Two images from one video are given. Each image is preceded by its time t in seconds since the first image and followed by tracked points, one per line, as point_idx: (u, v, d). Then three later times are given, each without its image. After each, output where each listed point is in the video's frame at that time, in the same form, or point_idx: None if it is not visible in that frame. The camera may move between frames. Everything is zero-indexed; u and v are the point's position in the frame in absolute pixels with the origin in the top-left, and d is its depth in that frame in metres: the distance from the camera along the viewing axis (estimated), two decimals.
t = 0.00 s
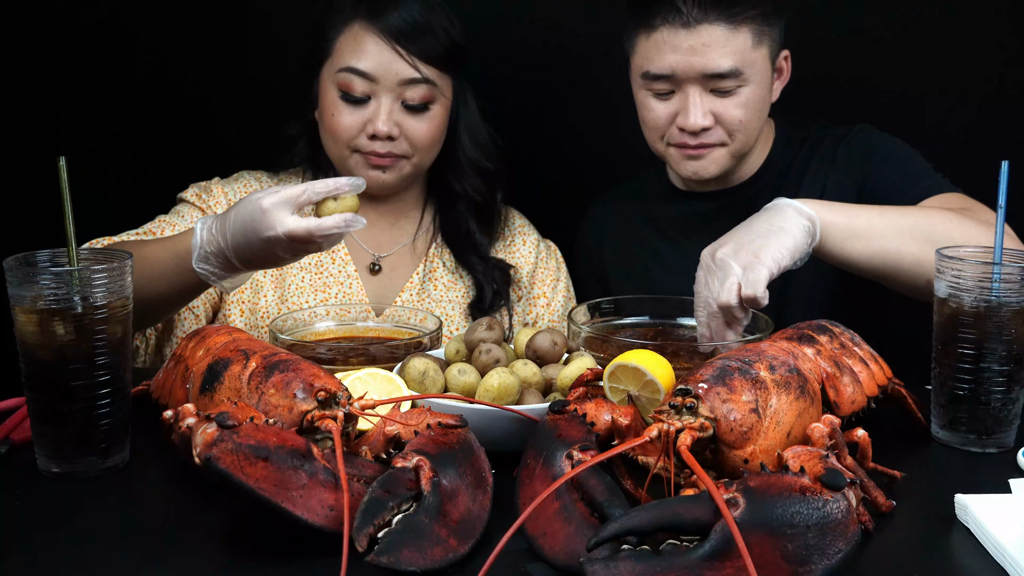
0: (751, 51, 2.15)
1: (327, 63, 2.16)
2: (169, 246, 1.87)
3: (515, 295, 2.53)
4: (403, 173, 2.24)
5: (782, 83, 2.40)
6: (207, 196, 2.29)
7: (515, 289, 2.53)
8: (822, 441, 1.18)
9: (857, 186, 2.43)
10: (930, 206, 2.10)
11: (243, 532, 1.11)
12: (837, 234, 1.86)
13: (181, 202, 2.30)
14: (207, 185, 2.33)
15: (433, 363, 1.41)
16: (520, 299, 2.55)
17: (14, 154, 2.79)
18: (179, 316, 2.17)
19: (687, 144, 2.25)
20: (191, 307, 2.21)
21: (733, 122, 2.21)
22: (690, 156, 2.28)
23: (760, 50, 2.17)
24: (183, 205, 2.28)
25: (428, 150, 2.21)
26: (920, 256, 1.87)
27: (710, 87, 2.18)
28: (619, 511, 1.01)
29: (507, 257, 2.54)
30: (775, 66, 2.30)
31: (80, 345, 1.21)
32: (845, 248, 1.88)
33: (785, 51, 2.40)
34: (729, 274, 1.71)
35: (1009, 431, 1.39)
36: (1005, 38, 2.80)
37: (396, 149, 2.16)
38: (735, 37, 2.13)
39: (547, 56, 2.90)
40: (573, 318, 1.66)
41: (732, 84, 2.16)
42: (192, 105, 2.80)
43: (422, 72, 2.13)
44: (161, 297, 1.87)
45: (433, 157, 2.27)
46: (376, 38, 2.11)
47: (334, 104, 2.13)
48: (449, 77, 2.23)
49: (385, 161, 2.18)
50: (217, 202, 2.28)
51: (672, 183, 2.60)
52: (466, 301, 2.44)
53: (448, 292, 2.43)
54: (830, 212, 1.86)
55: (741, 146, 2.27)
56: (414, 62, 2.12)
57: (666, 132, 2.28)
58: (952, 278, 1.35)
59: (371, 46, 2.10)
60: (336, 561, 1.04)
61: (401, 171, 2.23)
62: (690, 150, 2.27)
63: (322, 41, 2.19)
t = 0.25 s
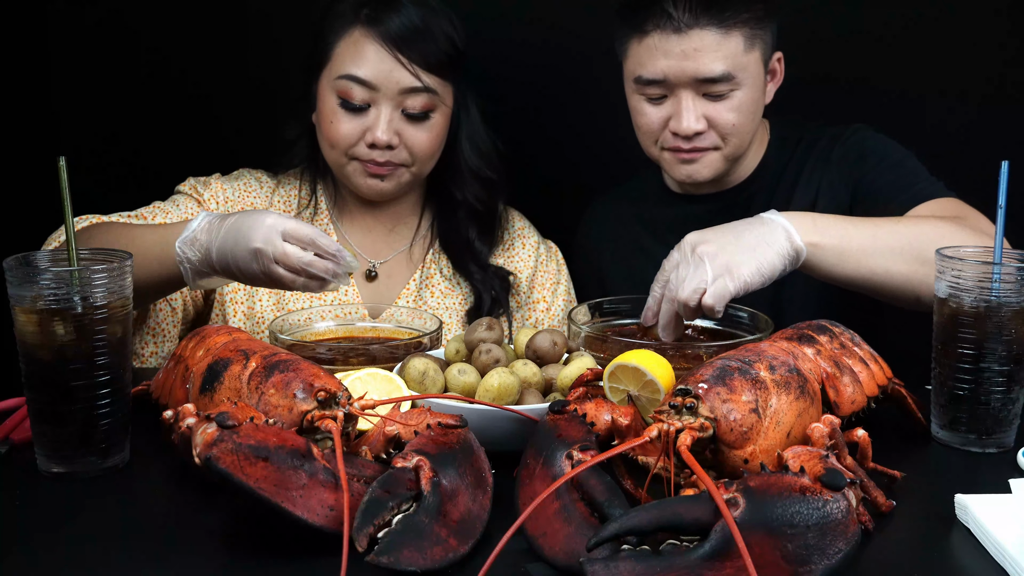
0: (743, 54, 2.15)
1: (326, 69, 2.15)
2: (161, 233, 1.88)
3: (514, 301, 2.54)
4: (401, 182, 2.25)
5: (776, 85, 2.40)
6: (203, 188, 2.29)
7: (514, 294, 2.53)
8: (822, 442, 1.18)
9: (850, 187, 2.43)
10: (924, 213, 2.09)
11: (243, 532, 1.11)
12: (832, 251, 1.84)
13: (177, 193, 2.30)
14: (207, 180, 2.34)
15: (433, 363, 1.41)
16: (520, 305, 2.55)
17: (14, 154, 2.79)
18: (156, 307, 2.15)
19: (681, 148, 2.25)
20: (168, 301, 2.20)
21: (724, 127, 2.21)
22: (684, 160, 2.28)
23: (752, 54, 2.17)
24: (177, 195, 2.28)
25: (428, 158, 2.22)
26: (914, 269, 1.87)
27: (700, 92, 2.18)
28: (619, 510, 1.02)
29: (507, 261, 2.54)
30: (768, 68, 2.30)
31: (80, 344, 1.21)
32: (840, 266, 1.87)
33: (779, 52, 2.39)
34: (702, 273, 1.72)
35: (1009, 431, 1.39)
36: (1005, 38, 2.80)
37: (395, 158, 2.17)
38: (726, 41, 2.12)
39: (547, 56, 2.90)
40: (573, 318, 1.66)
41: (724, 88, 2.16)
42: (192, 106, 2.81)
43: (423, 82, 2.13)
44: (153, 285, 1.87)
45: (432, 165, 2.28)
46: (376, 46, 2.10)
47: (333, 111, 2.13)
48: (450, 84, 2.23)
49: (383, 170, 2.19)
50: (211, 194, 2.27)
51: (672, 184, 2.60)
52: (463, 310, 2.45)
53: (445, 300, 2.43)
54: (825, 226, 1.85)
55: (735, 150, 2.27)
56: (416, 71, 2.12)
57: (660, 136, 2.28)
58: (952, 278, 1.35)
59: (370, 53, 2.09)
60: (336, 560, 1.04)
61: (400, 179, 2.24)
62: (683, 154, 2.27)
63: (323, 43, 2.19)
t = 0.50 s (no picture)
0: (739, 56, 2.16)
1: (325, 75, 2.15)
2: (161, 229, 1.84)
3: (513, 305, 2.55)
4: (400, 189, 2.26)
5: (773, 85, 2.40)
6: (207, 184, 2.29)
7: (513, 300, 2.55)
8: (822, 441, 1.18)
9: (848, 186, 2.44)
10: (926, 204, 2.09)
11: (243, 532, 1.11)
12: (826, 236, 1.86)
13: (180, 188, 2.29)
14: (211, 177, 2.34)
15: (433, 363, 1.41)
16: (519, 309, 2.56)
17: (14, 154, 2.79)
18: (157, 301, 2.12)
19: (677, 150, 2.25)
20: (172, 297, 2.18)
21: (721, 129, 2.21)
22: (681, 162, 2.28)
23: (748, 55, 2.17)
24: (180, 189, 2.26)
25: (427, 166, 2.22)
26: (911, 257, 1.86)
27: (696, 94, 2.18)
28: (619, 511, 1.01)
29: (507, 265, 2.55)
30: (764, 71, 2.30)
31: (80, 344, 1.21)
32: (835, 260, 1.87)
33: (774, 54, 2.40)
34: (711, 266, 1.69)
35: (1009, 431, 1.39)
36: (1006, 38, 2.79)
37: (394, 165, 2.17)
38: (722, 42, 2.13)
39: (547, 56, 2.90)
40: (573, 318, 1.67)
41: (721, 90, 2.16)
42: (191, 106, 2.81)
43: (423, 88, 2.12)
44: (151, 282, 1.86)
45: (431, 171, 2.28)
46: (376, 52, 2.10)
47: (332, 118, 2.13)
48: (450, 90, 2.23)
49: (382, 177, 2.19)
50: (214, 191, 2.26)
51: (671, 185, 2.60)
52: (461, 314, 2.46)
53: (443, 305, 2.44)
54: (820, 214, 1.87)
55: (732, 152, 2.27)
56: (416, 78, 2.12)
57: (656, 138, 2.27)
58: (952, 278, 1.35)
59: (370, 58, 2.10)
60: (336, 561, 1.04)
61: (399, 186, 2.24)
62: (680, 156, 2.26)
63: (322, 44, 2.19)
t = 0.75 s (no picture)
0: (740, 55, 2.16)
1: (327, 80, 2.14)
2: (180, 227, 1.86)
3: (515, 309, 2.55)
4: (402, 196, 2.27)
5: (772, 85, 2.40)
6: (215, 183, 2.27)
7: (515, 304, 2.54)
8: (822, 441, 1.18)
9: (844, 184, 2.43)
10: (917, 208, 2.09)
11: (243, 532, 1.11)
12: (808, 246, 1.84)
13: (187, 183, 2.26)
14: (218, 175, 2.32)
15: (433, 363, 1.41)
16: (521, 312, 2.56)
17: (14, 155, 2.79)
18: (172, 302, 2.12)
19: (678, 148, 2.25)
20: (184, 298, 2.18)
21: (720, 127, 2.21)
22: (681, 161, 2.28)
23: (748, 54, 2.18)
24: (188, 185, 2.24)
25: (429, 173, 2.23)
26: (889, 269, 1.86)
27: (696, 93, 2.17)
28: (619, 510, 1.01)
29: (508, 271, 2.56)
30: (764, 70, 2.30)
31: (80, 344, 1.21)
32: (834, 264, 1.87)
33: (774, 54, 2.40)
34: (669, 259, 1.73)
35: (1009, 431, 1.39)
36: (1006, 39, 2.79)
37: (396, 172, 2.17)
38: (722, 40, 2.13)
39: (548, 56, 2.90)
40: (574, 318, 1.67)
41: (720, 89, 2.16)
42: (191, 106, 2.80)
43: (425, 95, 2.12)
44: (151, 282, 1.86)
45: (433, 177, 2.29)
46: (379, 59, 2.09)
47: (333, 124, 2.13)
48: (453, 96, 2.23)
49: (384, 184, 2.20)
50: (224, 191, 2.25)
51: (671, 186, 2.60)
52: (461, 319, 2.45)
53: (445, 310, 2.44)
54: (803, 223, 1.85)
55: (731, 152, 2.27)
56: (419, 84, 2.12)
57: (657, 137, 2.27)
58: (952, 278, 1.35)
59: (372, 64, 2.09)
60: (336, 561, 1.04)
61: (401, 192, 2.25)
62: (680, 155, 2.26)
63: (323, 45, 2.19)
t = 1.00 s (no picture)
0: (734, 53, 2.16)
1: (330, 81, 2.14)
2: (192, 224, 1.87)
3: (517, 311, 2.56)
4: (404, 199, 2.27)
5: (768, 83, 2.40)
6: (222, 180, 2.26)
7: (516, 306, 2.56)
8: (822, 441, 1.18)
9: (842, 185, 2.42)
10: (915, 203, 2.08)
11: (243, 532, 1.11)
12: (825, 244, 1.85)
13: (193, 180, 2.24)
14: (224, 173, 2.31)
15: (433, 363, 1.41)
16: (524, 314, 2.58)
17: (14, 154, 2.79)
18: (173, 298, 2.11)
19: (673, 146, 2.25)
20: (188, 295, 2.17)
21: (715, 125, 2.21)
22: (677, 159, 2.28)
23: (743, 52, 2.18)
24: (196, 181, 2.23)
25: (430, 176, 2.23)
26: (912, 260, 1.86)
27: (690, 90, 2.18)
28: (619, 510, 1.01)
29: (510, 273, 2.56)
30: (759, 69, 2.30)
31: (80, 344, 1.21)
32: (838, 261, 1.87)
33: (769, 53, 2.40)
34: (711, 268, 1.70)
35: (1009, 431, 1.39)
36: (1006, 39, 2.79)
37: (397, 175, 2.17)
38: (716, 37, 2.13)
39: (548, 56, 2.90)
40: (574, 318, 1.67)
41: (715, 87, 2.16)
42: (191, 106, 2.80)
43: (429, 99, 2.12)
44: (153, 278, 1.87)
45: (434, 180, 2.29)
46: (382, 62, 2.09)
47: (336, 127, 2.13)
48: (456, 100, 2.23)
49: (386, 187, 2.20)
50: (231, 189, 2.24)
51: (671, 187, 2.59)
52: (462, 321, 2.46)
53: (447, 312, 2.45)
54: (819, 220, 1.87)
55: (726, 149, 2.27)
56: (423, 88, 2.12)
57: (652, 135, 2.27)
58: (952, 278, 1.35)
59: (376, 66, 2.09)
60: (336, 560, 1.04)
61: (402, 195, 2.25)
62: (676, 153, 2.27)
63: (325, 47, 2.19)
